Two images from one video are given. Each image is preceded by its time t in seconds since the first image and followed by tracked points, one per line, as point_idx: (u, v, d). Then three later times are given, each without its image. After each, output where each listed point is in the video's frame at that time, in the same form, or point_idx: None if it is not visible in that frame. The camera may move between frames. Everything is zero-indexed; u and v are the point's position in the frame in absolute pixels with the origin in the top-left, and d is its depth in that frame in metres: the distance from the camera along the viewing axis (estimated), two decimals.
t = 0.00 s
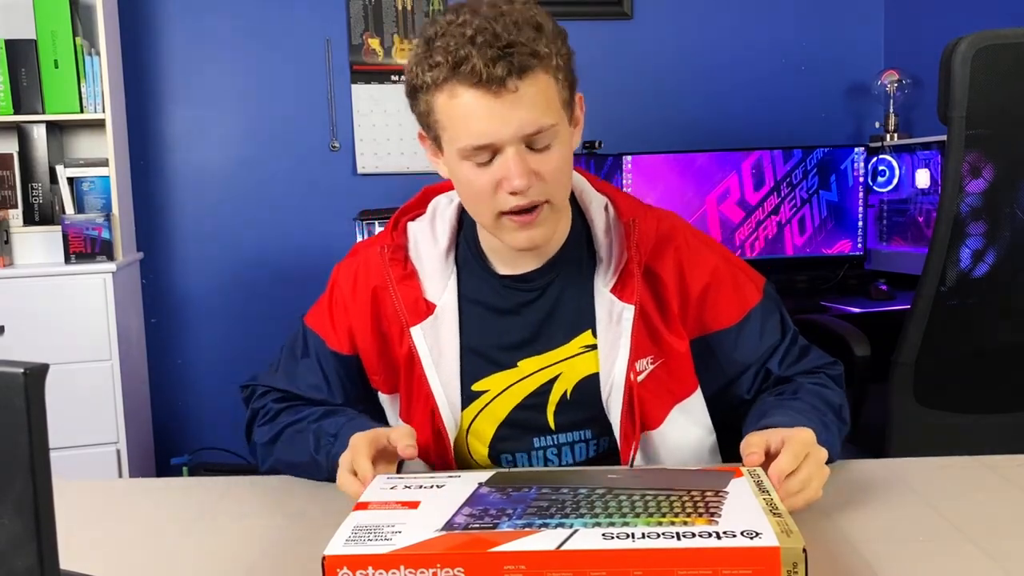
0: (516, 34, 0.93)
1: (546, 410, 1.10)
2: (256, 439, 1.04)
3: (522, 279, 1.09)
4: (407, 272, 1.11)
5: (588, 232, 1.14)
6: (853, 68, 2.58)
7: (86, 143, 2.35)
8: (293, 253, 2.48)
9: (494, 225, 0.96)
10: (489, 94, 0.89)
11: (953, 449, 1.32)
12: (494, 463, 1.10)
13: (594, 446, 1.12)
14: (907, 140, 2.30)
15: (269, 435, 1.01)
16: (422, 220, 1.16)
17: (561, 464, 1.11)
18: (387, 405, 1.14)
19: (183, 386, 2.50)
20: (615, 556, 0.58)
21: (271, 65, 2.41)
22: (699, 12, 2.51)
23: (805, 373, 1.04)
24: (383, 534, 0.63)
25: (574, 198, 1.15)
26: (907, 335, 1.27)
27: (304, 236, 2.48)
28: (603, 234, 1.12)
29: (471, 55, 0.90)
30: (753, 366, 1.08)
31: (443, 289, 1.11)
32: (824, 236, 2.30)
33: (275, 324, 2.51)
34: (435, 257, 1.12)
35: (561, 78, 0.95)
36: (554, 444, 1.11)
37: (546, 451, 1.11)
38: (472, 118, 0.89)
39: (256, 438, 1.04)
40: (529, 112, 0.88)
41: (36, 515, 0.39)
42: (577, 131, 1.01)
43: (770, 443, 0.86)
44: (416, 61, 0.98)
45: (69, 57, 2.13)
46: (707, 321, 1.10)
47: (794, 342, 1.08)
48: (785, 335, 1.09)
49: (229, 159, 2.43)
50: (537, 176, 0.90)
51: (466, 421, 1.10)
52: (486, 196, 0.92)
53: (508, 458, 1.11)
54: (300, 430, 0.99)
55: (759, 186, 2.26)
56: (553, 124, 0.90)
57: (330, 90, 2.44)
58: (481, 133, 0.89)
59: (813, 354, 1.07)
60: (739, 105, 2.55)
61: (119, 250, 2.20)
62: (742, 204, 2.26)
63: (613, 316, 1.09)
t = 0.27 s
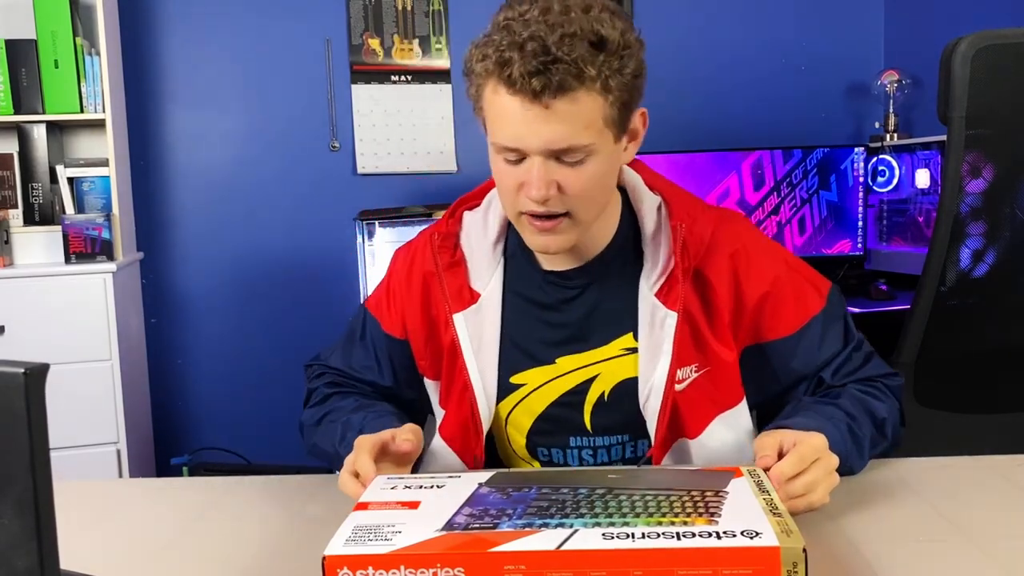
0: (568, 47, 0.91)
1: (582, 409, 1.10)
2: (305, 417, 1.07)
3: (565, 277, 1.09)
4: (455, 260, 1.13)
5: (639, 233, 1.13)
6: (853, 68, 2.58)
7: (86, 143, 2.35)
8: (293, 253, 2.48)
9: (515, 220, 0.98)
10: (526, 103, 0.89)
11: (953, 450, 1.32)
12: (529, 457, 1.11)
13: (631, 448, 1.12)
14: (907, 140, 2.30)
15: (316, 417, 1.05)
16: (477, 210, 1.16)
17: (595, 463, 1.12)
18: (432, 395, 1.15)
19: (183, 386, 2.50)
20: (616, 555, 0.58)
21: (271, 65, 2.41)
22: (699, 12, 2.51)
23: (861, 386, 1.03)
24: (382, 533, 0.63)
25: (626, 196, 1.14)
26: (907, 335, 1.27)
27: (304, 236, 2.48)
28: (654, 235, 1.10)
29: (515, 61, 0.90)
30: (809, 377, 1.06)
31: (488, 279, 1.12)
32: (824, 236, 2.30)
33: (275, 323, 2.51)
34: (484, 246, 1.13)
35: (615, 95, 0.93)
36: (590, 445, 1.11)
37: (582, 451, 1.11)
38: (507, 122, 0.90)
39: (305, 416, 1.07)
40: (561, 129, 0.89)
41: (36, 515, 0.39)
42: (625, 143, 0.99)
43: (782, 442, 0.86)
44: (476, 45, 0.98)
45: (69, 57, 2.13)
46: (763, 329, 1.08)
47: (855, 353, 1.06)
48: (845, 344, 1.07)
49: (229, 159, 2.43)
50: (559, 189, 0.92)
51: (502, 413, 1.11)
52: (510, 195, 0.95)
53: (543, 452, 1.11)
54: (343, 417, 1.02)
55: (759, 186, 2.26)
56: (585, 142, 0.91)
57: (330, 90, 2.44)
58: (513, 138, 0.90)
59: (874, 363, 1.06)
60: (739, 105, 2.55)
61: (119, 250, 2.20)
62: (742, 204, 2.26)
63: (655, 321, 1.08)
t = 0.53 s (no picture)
0: (590, 51, 0.90)
1: (579, 410, 1.10)
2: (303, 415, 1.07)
3: (568, 277, 1.09)
4: (458, 257, 1.13)
5: (641, 234, 1.13)
6: (853, 68, 2.58)
7: (86, 143, 2.35)
8: (294, 253, 2.48)
9: (525, 219, 0.98)
10: (545, 107, 0.89)
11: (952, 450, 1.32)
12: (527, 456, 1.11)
13: (627, 450, 1.12)
14: (907, 140, 2.30)
15: (315, 415, 1.05)
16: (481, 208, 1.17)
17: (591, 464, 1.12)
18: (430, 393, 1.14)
19: (183, 386, 2.50)
20: (616, 555, 0.58)
21: (271, 65, 2.41)
22: (699, 12, 2.51)
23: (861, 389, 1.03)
24: (382, 535, 0.63)
25: (631, 196, 1.14)
26: (907, 335, 1.27)
27: (304, 236, 2.48)
28: (657, 238, 1.11)
29: (537, 64, 0.89)
30: (808, 380, 1.06)
31: (490, 277, 1.12)
32: (824, 236, 2.30)
33: (275, 323, 2.51)
34: (487, 244, 1.13)
35: (632, 101, 0.94)
36: (586, 446, 1.11)
37: (578, 451, 1.11)
38: (524, 125, 0.90)
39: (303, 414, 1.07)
40: (579, 135, 0.90)
41: (36, 515, 0.39)
42: (638, 145, 1.00)
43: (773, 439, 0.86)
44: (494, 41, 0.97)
45: (69, 56, 2.13)
46: (764, 332, 1.08)
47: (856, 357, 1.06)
48: (846, 347, 1.07)
49: (229, 159, 2.43)
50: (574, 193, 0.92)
51: (501, 412, 1.12)
52: (521, 195, 0.95)
53: (540, 451, 1.12)
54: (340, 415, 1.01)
55: (759, 186, 2.26)
56: (603, 148, 0.91)
57: (330, 90, 2.44)
58: (529, 141, 0.90)
59: (874, 365, 1.06)
60: (739, 105, 2.55)
61: (119, 250, 2.20)
62: (742, 204, 2.26)
63: (655, 323, 1.08)
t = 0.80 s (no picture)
0: (572, 44, 0.91)
1: (562, 405, 1.10)
2: (281, 421, 1.06)
3: (549, 273, 1.09)
4: (439, 254, 1.13)
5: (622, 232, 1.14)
6: (853, 68, 2.58)
7: (86, 143, 2.35)
8: (293, 253, 2.48)
9: (512, 214, 0.98)
10: (530, 100, 0.90)
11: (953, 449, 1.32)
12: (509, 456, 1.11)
13: (610, 447, 1.12)
14: (907, 140, 2.30)
15: (293, 420, 1.03)
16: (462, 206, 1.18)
17: (574, 461, 1.11)
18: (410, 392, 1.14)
19: (184, 386, 2.50)
20: (618, 551, 0.59)
21: (271, 65, 2.41)
22: (699, 12, 2.51)
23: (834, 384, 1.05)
24: (379, 537, 0.62)
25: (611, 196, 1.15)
26: (907, 335, 1.27)
27: (304, 236, 2.48)
28: (637, 233, 1.11)
29: (520, 58, 0.90)
30: (782, 375, 1.09)
31: (471, 274, 1.12)
32: (824, 236, 2.30)
33: (275, 324, 2.51)
34: (469, 241, 1.14)
35: (615, 92, 0.94)
36: (569, 441, 1.10)
37: (560, 447, 1.10)
38: (510, 118, 0.91)
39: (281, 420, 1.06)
40: (564, 125, 0.90)
41: (37, 515, 0.39)
42: (622, 138, 1.00)
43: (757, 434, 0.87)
44: (477, 40, 0.98)
45: (69, 56, 2.13)
46: (740, 330, 1.11)
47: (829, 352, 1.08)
48: (818, 343, 1.09)
49: (229, 160, 2.43)
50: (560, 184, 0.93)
51: (481, 410, 1.11)
52: (507, 190, 0.95)
53: (523, 448, 1.11)
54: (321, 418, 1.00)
55: (759, 186, 2.26)
56: (588, 138, 0.92)
57: (330, 90, 2.44)
58: (515, 134, 0.91)
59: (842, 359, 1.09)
60: (739, 105, 2.55)
61: (119, 249, 2.19)
62: (742, 205, 2.26)
63: (637, 317, 1.09)
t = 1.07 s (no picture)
0: (553, 37, 0.93)
1: (556, 398, 1.10)
2: (274, 425, 1.05)
3: (540, 265, 1.10)
4: (431, 252, 1.12)
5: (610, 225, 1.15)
6: (853, 68, 2.58)
7: (86, 143, 2.35)
8: (293, 253, 2.48)
9: (503, 210, 0.98)
10: (516, 91, 0.91)
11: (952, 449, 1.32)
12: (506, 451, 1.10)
13: (603, 440, 1.12)
14: (907, 140, 2.30)
15: (287, 425, 1.03)
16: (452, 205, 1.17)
17: (568, 454, 1.11)
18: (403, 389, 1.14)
19: (184, 386, 2.50)
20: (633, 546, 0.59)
21: (271, 65, 2.41)
22: (699, 12, 2.51)
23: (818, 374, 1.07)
24: (393, 534, 0.62)
25: (598, 191, 1.16)
26: (907, 335, 1.27)
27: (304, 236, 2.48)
28: (624, 227, 1.12)
29: (504, 51, 0.92)
30: (768, 367, 1.11)
31: (463, 270, 1.12)
32: (824, 236, 2.30)
33: (275, 324, 2.51)
34: (460, 239, 1.13)
35: (597, 82, 0.96)
36: (562, 433, 1.11)
37: (554, 440, 1.11)
38: (497, 110, 0.92)
39: (274, 424, 1.05)
40: (550, 114, 0.91)
41: (37, 515, 0.39)
42: (607, 131, 1.02)
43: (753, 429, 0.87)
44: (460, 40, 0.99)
45: (69, 56, 2.13)
46: (726, 322, 1.13)
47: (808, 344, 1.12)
48: (800, 335, 1.12)
49: (228, 160, 2.43)
50: (550, 175, 0.93)
51: (475, 404, 1.11)
52: (498, 184, 0.95)
53: (517, 444, 1.11)
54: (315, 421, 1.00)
55: (758, 186, 2.26)
56: (574, 128, 0.93)
57: (330, 90, 2.44)
58: (503, 126, 0.92)
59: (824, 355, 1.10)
60: (739, 104, 2.55)
61: (119, 249, 2.20)
62: (742, 204, 2.26)
63: (628, 308, 1.09)
